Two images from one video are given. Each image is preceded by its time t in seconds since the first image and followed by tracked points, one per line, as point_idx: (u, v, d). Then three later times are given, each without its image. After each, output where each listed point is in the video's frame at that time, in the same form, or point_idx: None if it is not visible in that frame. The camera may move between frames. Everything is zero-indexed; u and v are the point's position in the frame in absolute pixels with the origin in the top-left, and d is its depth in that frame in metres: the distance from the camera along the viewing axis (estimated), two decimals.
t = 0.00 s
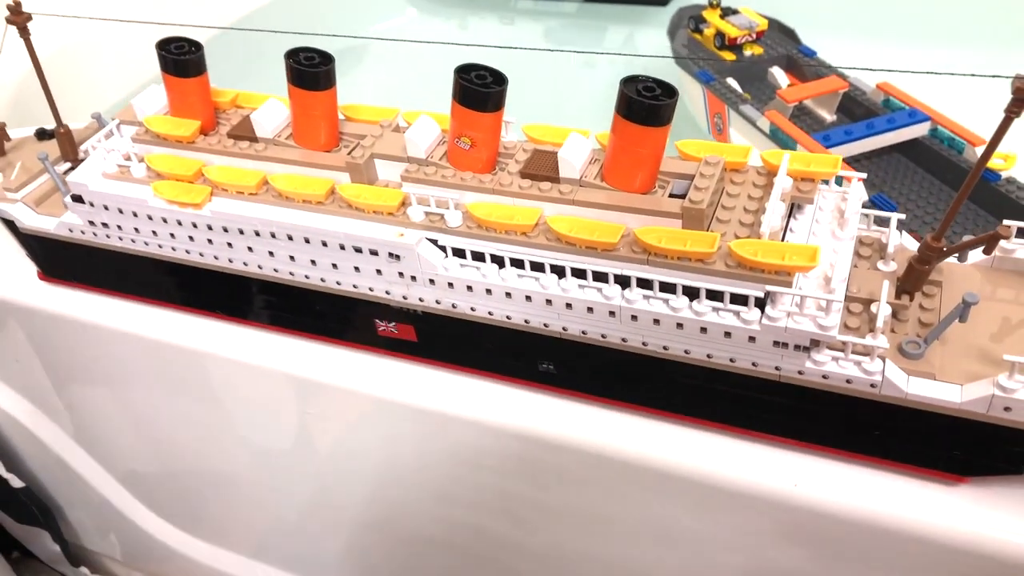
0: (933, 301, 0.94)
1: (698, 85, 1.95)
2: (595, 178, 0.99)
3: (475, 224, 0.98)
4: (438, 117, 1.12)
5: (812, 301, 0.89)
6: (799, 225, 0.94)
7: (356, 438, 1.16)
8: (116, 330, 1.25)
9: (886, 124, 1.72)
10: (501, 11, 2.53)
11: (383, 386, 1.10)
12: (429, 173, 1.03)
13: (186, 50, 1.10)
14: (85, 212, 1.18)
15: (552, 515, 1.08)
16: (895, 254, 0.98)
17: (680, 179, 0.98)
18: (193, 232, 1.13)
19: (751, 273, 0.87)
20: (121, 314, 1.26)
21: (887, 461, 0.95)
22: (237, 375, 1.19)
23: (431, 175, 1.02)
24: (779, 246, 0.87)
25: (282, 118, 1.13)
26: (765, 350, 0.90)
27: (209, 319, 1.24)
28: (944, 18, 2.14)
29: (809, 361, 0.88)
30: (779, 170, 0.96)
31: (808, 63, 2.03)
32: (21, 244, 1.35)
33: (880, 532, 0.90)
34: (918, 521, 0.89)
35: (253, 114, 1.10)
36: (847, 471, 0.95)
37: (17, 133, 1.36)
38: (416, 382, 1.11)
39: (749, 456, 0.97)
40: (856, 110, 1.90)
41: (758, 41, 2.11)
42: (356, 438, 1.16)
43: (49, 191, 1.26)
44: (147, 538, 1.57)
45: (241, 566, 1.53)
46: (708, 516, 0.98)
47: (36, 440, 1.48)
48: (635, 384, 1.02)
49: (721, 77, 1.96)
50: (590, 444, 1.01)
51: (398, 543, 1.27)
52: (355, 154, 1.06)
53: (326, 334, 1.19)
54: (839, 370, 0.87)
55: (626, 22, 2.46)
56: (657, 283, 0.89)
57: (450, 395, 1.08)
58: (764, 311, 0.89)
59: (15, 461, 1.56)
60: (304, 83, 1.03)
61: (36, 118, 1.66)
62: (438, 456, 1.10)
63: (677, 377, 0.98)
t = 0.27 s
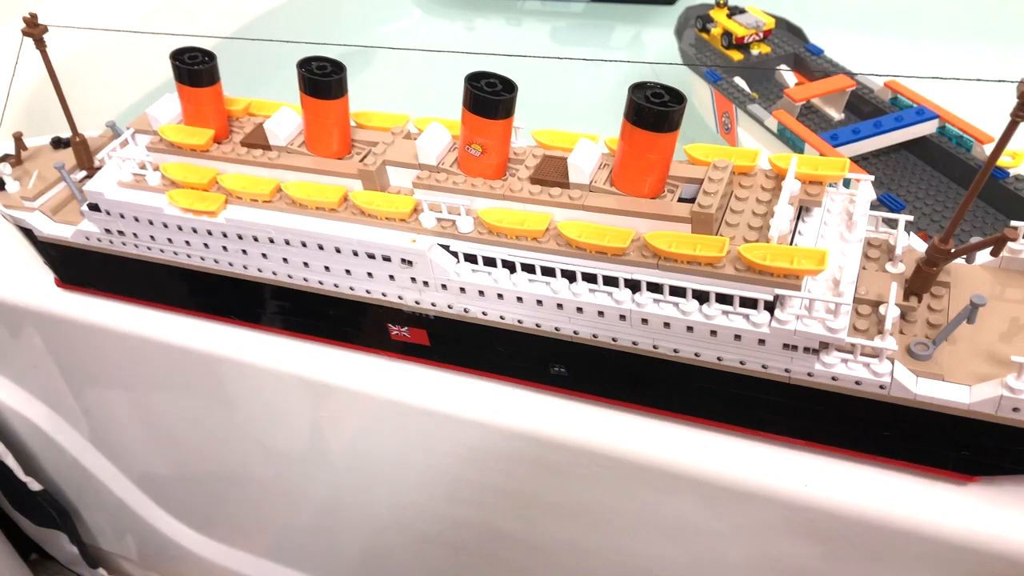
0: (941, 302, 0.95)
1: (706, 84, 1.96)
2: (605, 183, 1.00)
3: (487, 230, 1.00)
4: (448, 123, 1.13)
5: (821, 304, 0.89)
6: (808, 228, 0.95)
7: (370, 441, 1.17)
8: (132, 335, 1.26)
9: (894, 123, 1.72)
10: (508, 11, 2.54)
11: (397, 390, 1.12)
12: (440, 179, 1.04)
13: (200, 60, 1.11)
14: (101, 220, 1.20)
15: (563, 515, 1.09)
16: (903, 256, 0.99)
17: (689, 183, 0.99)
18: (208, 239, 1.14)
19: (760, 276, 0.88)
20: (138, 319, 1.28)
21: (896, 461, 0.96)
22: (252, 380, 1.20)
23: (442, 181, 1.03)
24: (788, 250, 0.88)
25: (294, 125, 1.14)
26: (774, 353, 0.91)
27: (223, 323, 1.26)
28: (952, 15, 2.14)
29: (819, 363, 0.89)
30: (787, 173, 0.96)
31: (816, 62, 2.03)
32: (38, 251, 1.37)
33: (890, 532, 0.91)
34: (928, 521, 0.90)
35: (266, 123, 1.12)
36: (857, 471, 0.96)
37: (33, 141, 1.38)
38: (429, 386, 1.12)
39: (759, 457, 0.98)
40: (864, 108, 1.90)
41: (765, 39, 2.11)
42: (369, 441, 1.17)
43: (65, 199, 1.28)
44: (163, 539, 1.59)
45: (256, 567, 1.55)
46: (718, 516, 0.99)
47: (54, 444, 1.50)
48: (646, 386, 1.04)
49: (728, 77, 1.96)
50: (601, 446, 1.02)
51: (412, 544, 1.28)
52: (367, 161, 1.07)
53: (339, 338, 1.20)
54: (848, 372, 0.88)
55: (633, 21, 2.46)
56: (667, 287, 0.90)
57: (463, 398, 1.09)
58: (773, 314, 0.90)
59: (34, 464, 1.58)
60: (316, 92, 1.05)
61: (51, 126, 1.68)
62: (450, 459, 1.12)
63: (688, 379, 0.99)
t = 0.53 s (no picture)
0: (949, 302, 0.94)
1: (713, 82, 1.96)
2: (611, 185, 1.00)
3: (494, 232, 1.00)
4: (454, 126, 1.13)
5: (829, 305, 0.89)
6: (815, 228, 0.95)
7: (378, 443, 1.17)
8: (142, 339, 1.27)
9: (901, 119, 1.71)
10: (513, 10, 2.54)
11: (405, 392, 1.12)
12: (447, 183, 1.04)
13: (207, 66, 1.12)
14: (110, 225, 1.20)
15: (572, 516, 1.09)
16: (911, 255, 0.99)
17: (696, 184, 0.99)
18: (216, 243, 1.15)
19: (768, 278, 0.87)
20: (147, 323, 1.28)
21: (906, 461, 0.95)
22: (261, 383, 1.21)
23: (449, 184, 1.04)
24: (795, 250, 0.87)
25: (301, 129, 1.14)
26: (782, 354, 0.91)
27: (232, 327, 1.26)
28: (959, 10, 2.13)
29: (827, 364, 0.89)
30: (794, 173, 0.96)
31: (824, 57, 2.03)
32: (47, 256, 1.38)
33: (900, 532, 0.91)
34: (938, 521, 0.90)
35: (272, 127, 1.12)
36: (866, 471, 0.95)
37: (42, 146, 1.38)
38: (437, 388, 1.12)
39: (768, 457, 0.98)
40: (871, 104, 1.90)
41: (771, 36, 2.11)
42: (378, 443, 1.17)
43: (74, 205, 1.29)
44: (174, 540, 1.60)
45: (267, 567, 1.55)
46: (727, 517, 0.99)
47: (65, 447, 1.51)
48: (654, 386, 1.04)
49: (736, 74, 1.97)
50: (610, 447, 1.02)
51: (422, 545, 1.29)
52: (373, 164, 1.08)
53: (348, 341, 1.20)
54: (856, 373, 0.88)
55: (639, 18, 2.46)
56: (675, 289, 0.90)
57: (471, 400, 1.09)
58: (781, 315, 0.90)
59: (45, 466, 1.59)
60: (322, 96, 1.05)
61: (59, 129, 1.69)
62: (459, 460, 1.12)
63: (697, 380, 0.99)
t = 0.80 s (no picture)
0: (953, 295, 0.94)
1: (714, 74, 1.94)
2: (612, 180, 0.99)
3: (494, 228, 0.99)
4: (453, 121, 1.13)
5: (832, 299, 0.89)
6: (817, 222, 0.94)
7: (380, 440, 1.17)
8: (142, 337, 1.27)
9: (902, 112, 1.70)
10: (513, 3, 2.53)
11: (406, 389, 1.12)
12: (447, 178, 1.03)
13: (204, 62, 1.11)
14: (108, 224, 1.20)
15: (575, 512, 1.09)
16: (915, 248, 0.98)
17: (698, 178, 0.98)
18: (216, 241, 1.14)
19: (770, 272, 0.87)
20: (147, 321, 1.28)
21: (911, 455, 0.95)
22: (262, 380, 1.20)
23: (448, 180, 1.03)
24: (797, 245, 0.87)
25: (300, 126, 1.14)
26: (784, 348, 0.90)
27: (232, 325, 1.26)
28: None
29: (830, 359, 0.88)
30: (796, 167, 0.95)
31: (825, 49, 2.02)
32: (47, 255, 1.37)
33: (904, 527, 0.91)
34: (943, 516, 0.89)
35: (271, 124, 1.11)
36: (870, 466, 0.95)
37: (40, 144, 1.38)
38: (438, 384, 1.12)
39: (771, 453, 0.98)
40: (873, 96, 1.88)
41: (772, 28, 2.10)
42: (380, 440, 1.17)
43: (72, 203, 1.28)
44: (177, 537, 1.60)
45: (270, 564, 1.55)
46: (730, 513, 0.99)
47: (67, 445, 1.51)
48: (657, 382, 1.03)
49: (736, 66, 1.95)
50: (612, 443, 1.02)
51: (425, 542, 1.28)
52: (372, 160, 1.07)
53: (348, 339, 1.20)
54: (859, 367, 0.87)
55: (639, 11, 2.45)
56: (676, 285, 0.90)
57: (473, 397, 1.09)
58: (783, 310, 0.89)
59: (47, 464, 1.59)
60: (320, 92, 1.04)
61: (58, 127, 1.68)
62: (461, 457, 1.12)
63: (699, 376, 0.98)
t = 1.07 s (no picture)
0: (950, 288, 0.93)
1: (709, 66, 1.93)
2: (606, 173, 0.98)
3: (487, 222, 0.98)
4: (447, 114, 1.12)
5: (828, 293, 0.88)
6: (813, 214, 0.94)
7: (375, 436, 1.16)
8: (135, 332, 1.26)
9: (900, 101, 1.69)
10: None
11: (401, 384, 1.11)
12: (439, 172, 1.02)
13: (194, 56, 1.10)
14: (99, 219, 1.19)
15: (571, 508, 1.08)
16: (911, 241, 0.97)
17: (693, 170, 0.97)
18: (207, 236, 1.13)
19: (765, 266, 0.86)
20: (139, 317, 1.27)
21: (908, 450, 0.94)
22: (256, 376, 1.20)
23: (441, 173, 1.02)
24: (793, 238, 0.86)
25: (292, 119, 1.13)
26: (780, 343, 0.90)
27: (225, 320, 1.25)
28: None
29: (826, 353, 0.88)
30: (791, 159, 0.95)
31: (821, 40, 2.01)
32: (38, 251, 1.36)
33: (901, 521, 0.90)
34: (940, 510, 0.89)
35: (262, 118, 1.10)
36: (866, 459, 0.95)
37: (30, 138, 1.36)
38: (433, 380, 1.11)
39: (767, 447, 0.97)
40: (869, 86, 1.88)
41: (768, 18, 2.09)
42: (374, 436, 1.16)
43: (63, 198, 1.27)
44: (173, 533, 1.59)
45: (265, 560, 1.55)
46: (726, 508, 0.99)
47: (61, 441, 1.50)
48: (652, 376, 1.02)
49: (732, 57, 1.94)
50: (608, 438, 1.01)
51: (421, 538, 1.28)
52: (365, 154, 1.06)
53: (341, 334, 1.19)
54: (856, 361, 0.87)
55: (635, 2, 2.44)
56: (671, 279, 0.89)
57: (467, 392, 1.08)
58: (779, 303, 0.88)
59: (41, 461, 1.58)
60: (312, 86, 1.03)
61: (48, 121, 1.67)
62: (456, 453, 1.11)
63: (695, 370, 0.98)
